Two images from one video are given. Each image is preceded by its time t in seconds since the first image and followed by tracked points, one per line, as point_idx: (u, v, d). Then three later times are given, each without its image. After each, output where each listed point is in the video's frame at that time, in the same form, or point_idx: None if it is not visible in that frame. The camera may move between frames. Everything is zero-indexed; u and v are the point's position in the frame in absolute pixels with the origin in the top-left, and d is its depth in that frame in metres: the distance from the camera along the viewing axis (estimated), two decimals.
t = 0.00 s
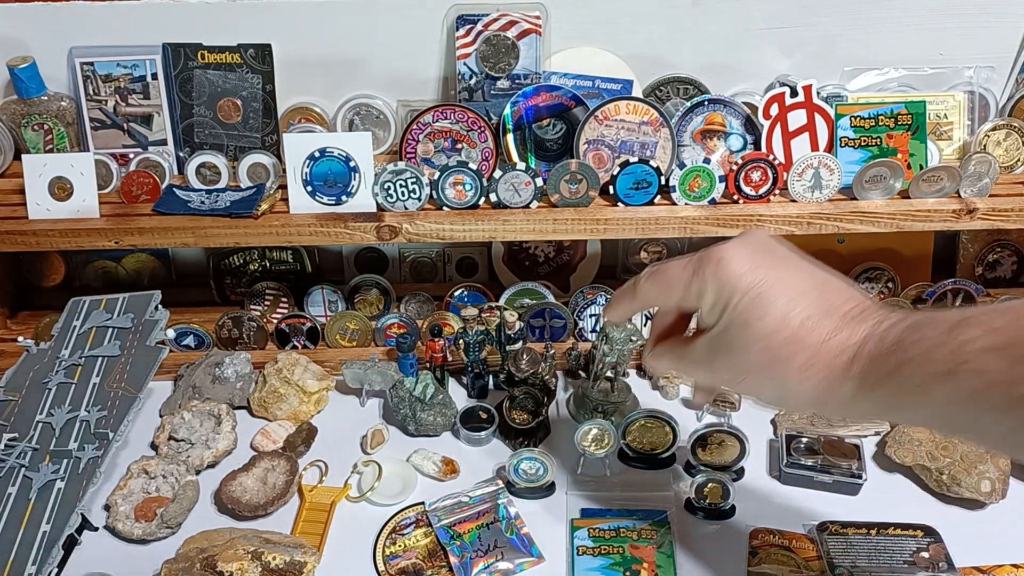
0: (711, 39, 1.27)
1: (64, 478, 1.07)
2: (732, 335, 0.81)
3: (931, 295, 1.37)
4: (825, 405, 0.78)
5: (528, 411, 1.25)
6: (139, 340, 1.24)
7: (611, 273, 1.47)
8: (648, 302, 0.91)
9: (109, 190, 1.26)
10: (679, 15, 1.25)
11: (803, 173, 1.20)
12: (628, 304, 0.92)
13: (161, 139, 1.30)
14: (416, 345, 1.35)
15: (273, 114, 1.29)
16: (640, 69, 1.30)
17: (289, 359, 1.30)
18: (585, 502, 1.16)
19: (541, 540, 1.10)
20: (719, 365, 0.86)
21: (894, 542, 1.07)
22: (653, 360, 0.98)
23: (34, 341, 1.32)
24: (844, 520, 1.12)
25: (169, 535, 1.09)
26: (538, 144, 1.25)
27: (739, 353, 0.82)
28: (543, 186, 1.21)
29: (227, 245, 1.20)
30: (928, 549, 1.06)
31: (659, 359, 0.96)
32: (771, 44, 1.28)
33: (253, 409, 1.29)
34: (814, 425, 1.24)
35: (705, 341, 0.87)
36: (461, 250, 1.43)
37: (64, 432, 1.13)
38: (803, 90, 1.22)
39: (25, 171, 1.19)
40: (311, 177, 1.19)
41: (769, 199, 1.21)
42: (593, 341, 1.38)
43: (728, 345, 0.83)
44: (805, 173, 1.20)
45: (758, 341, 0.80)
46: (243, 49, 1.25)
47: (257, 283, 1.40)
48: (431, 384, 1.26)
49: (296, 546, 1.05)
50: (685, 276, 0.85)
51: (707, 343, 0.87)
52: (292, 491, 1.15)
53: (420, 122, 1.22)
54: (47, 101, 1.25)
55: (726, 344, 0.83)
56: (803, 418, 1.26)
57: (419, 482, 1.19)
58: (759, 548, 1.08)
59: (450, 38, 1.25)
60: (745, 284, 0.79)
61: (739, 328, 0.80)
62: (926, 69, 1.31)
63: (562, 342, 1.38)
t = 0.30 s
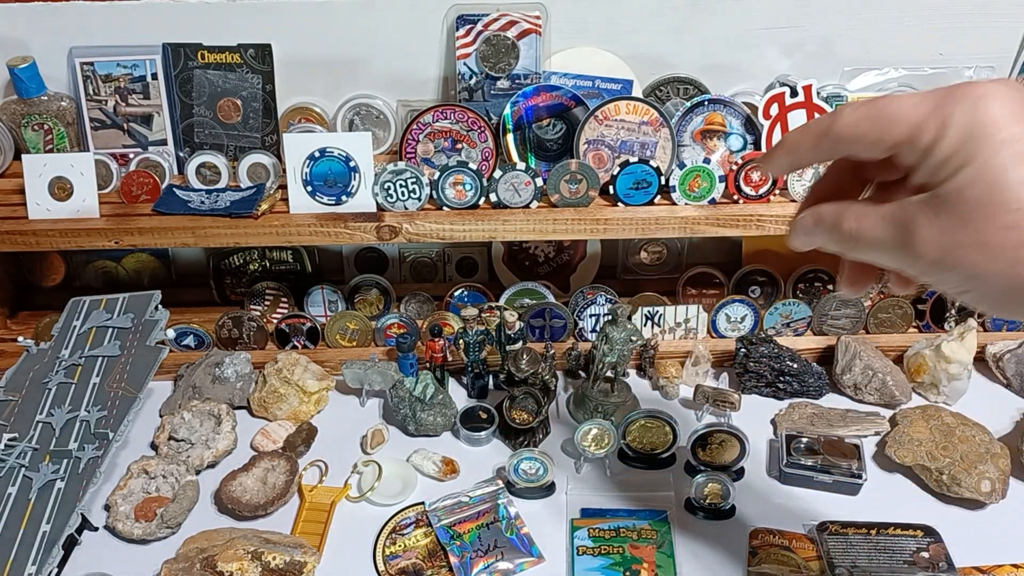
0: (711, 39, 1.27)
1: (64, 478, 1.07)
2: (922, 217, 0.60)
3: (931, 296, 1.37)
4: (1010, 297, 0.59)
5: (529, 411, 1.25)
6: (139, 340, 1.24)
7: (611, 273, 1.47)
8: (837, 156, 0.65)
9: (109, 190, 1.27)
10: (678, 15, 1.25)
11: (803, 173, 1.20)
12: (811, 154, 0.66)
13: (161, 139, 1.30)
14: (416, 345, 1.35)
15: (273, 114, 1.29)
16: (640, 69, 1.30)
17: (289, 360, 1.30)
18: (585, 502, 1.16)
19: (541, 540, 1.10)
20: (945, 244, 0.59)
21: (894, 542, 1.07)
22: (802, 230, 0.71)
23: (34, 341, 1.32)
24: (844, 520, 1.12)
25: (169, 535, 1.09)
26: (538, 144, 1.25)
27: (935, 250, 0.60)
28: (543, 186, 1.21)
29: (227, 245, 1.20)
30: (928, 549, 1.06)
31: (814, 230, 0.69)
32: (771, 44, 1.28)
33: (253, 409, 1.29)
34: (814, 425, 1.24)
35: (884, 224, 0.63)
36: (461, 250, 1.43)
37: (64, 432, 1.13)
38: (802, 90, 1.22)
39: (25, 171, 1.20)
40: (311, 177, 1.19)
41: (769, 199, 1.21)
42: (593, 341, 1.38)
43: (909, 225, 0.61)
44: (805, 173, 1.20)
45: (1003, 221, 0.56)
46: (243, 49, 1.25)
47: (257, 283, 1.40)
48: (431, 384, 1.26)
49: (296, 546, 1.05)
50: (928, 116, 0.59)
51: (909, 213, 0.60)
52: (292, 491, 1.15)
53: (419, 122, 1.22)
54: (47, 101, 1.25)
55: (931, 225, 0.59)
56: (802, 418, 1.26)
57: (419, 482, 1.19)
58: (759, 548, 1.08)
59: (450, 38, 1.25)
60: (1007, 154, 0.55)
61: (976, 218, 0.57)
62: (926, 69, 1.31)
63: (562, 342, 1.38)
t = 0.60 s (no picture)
0: (711, 40, 1.27)
1: (64, 478, 1.07)
2: None
3: (931, 296, 1.37)
4: None
5: (529, 411, 1.24)
6: (139, 340, 1.24)
7: (611, 273, 1.47)
8: None
9: (109, 190, 1.27)
10: (678, 15, 1.25)
11: (803, 173, 1.20)
12: None
13: (161, 139, 1.30)
14: (416, 345, 1.35)
15: (273, 114, 1.29)
16: (640, 69, 1.30)
17: (289, 359, 1.30)
18: (584, 502, 1.16)
19: (541, 540, 1.10)
20: None
21: (894, 542, 1.07)
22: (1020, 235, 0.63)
23: (34, 341, 1.32)
24: (845, 520, 1.12)
25: (169, 535, 1.09)
26: (538, 144, 1.25)
27: None
28: (543, 186, 1.22)
29: (227, 245, 1.20)
30: (928, 549, 1.06)
31: None
32: (771, 44, 1.28)
33: (253, 409, 1.29)
34: (814, 425, 1.24)
35: None
36: (461, 250, 1.43)
37: (65, 432, 1.13)
38: (802, 90, 1.22)
39: (25, 171, 1.19)
40: (311, 177, 1.19)
41: (769, 199, 1.21)
42: (593, 341, 1.38)
43: None
44: (805, 173, 1.20)
45: None
46: (243, 49, 1.25)
47: (257, 283, 1.40)
48: (431, 384, 1.25)
49: (296, 546, 1.05)
50: None
51: None
52: (292, 491, 1.15)
53: (420, 122, 1.22)
54: (47, 101, 1.25)
55: None
56: (802, 418, 1.26)
57: (419, 482, 1.19)
58: (759, 548, 1.08)
59: (450, 38, 1.25)
60: None
61: None
62: (926, 69, 1.31)
63: (562, 342, 1.38)
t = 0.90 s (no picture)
0: (711, 39, 1.27)
1: (64, 478, 1.07)
2: None
3: (931, 296, 1.37)
4: None
5: (529, 411, 1.24)
6: (139, 340, 1.24)
7: (611, 273, 1.47)
8: None
9: (109, 190, 1.27)
10: (678, 15, 1.25)
11: (803, 173, 1.20)
12: None
13: (161, 139, 1.30)
14: (416, 345, 1.35)
15: (273, 114, 1.29)
16: (640, 68, 1.30)
17: (289, 359, 1.30)
18: (584, 502, 1.16)
19: (541, 540, 1.10)
20: None
21: (894, 542, 1.07)
22: None
23: (34, 341, 1.32)
24: (844, 521, 1.12)
25: (169, 535, 1.09)
26: (539, 144, 1.25)
27: None
28: (543, 186, 1.21)
29: (227, 245, 1.20)
30: (928, 549, 1.06)
31: None
32: (771, 44, 1.28)
33: (253, 409, 1.29)
34: (814, 425, 1.24)
35: None
36: (461, 250, 1.43)
37: (65, 432, 1.13)
38: (803, 90, 1.22)
39: (25, 171, 1.19)
40: (311, 177, 1.19)
41: (769, 199, 1.21)
42: (593, 341, 1.38)
43: None
44: (805, 173, 1.20)
45: None
46: (243, 49, 1.25)
47: (257, 283, 1.40)
48: (431, 384, 1.25)
49: (296, 546, 1.05)
50: None
51: None
52: (292, 491, 1.15)
53: (419, 122, 1.22)
54: (47, 101, 1.25)
55: None
56: (802, 418, 1.26)
57: (419, 482, 1.19)
58: (759, 548, 1.08)
59: (450, 38, 1.25)
60: None
61: None
62: (926, 69, 1.31)
63: (562, 342, 1.38)
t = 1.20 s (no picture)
0: (711, 39, 1.27)
1: (64, 478, 1.07)
2: None
3: (931, 295, 1.37)
4: None
5: (529, 411, 1.24)
6: (139, 340, 1.24)
7: (611, 273, 1.47)
8: None
9: (109, 190, 1.27)
10: (678, 15, 1.25)
11: (803, 173, 1.20)
12: None
13: (161, 139, 1.30)
14: (416, 345, 1.35)
15: (273, 115, 1.29)
16: (640, 68, 1.30)
17: (289, 359, 1.30)
18: (584, 502, 1.16)
19: (541, 540, 1.10)
20: None
21: (894, 542, 1.07)
22: None
23: (33, 341, 1.32)
24: (844, 521, 1.12)
25: (169, 535, 1.09)
26: (539, 144, 1.25)
27: None
28: (543, 186, 1.22)
29: (228, 245, 1.20)
30: (928, 549, 1.06)
31: None
32: (771, 44, 1.28)
33: (253, 409, 1.29)
34: (814, 425, 1.24)
35: None
36: (461, 250, 1.43)
37: (65, 432, 1.13)
38: (803, 90, 1.22)
39: (25, 171, 1.19)
40: (311, 177, 1.19)
41: (769, 199, 1.21)
42: (593, 341, 1.38)
43: None
44: (805, 173, 1.20)
45: None
46: (243, 49, 1.25)
47: (257, 283, 1.40)
48: (431, 385, 1.25)
49: (296, 546, 1.05)
50: None
51: None
52: (292, 491, 1.15)
53: (419, 122, 1.22)
54: (47, 101, 1.25)
55: None
56: (802, 418, 1.26)
57: (419, 482, 1.19)
58: (759, 549, 1.08)
59: (450, 38, 1.25)
60: None
61: None
62: (926, 69, 1.31)
63: (562, 342, 1.38)
